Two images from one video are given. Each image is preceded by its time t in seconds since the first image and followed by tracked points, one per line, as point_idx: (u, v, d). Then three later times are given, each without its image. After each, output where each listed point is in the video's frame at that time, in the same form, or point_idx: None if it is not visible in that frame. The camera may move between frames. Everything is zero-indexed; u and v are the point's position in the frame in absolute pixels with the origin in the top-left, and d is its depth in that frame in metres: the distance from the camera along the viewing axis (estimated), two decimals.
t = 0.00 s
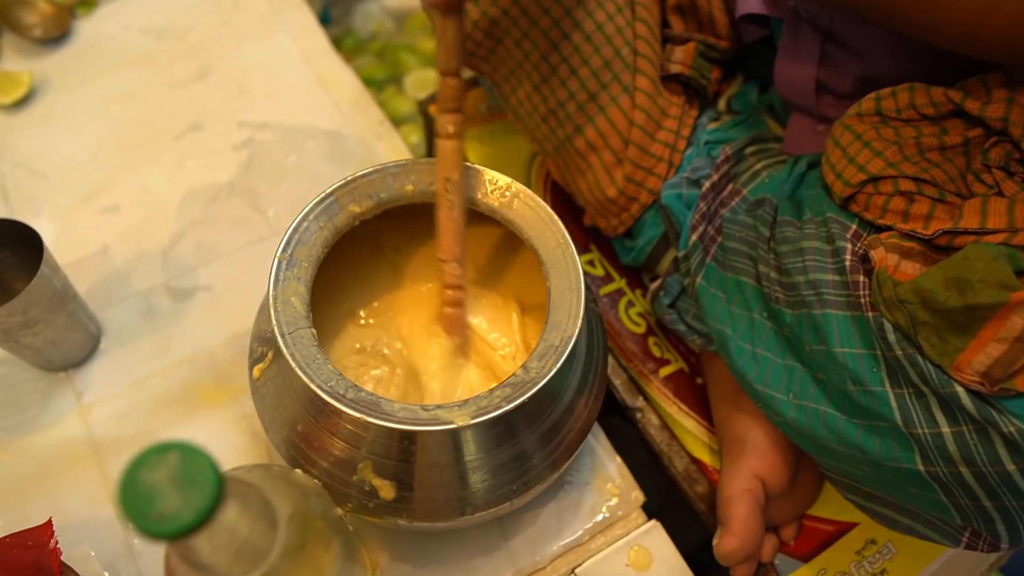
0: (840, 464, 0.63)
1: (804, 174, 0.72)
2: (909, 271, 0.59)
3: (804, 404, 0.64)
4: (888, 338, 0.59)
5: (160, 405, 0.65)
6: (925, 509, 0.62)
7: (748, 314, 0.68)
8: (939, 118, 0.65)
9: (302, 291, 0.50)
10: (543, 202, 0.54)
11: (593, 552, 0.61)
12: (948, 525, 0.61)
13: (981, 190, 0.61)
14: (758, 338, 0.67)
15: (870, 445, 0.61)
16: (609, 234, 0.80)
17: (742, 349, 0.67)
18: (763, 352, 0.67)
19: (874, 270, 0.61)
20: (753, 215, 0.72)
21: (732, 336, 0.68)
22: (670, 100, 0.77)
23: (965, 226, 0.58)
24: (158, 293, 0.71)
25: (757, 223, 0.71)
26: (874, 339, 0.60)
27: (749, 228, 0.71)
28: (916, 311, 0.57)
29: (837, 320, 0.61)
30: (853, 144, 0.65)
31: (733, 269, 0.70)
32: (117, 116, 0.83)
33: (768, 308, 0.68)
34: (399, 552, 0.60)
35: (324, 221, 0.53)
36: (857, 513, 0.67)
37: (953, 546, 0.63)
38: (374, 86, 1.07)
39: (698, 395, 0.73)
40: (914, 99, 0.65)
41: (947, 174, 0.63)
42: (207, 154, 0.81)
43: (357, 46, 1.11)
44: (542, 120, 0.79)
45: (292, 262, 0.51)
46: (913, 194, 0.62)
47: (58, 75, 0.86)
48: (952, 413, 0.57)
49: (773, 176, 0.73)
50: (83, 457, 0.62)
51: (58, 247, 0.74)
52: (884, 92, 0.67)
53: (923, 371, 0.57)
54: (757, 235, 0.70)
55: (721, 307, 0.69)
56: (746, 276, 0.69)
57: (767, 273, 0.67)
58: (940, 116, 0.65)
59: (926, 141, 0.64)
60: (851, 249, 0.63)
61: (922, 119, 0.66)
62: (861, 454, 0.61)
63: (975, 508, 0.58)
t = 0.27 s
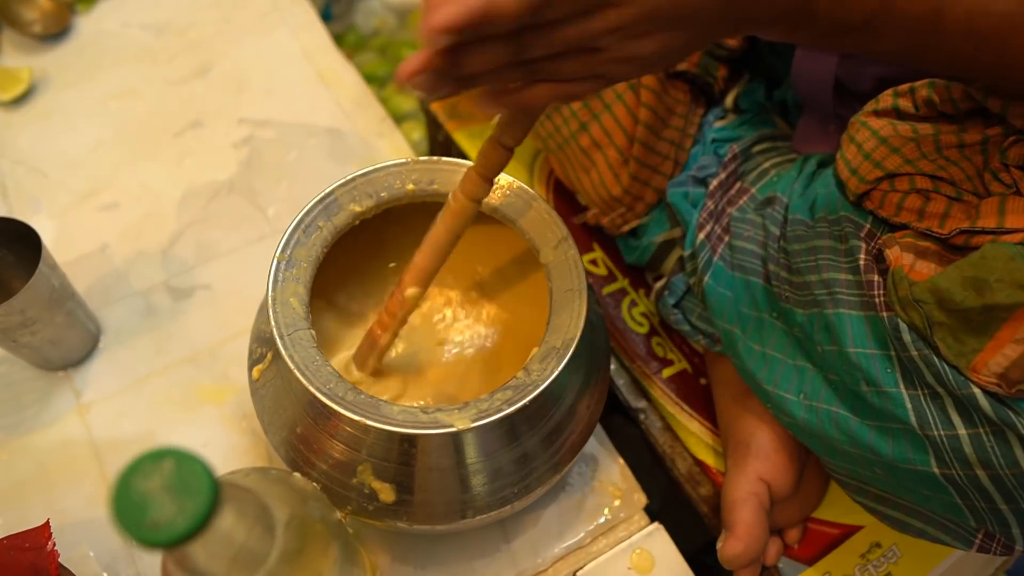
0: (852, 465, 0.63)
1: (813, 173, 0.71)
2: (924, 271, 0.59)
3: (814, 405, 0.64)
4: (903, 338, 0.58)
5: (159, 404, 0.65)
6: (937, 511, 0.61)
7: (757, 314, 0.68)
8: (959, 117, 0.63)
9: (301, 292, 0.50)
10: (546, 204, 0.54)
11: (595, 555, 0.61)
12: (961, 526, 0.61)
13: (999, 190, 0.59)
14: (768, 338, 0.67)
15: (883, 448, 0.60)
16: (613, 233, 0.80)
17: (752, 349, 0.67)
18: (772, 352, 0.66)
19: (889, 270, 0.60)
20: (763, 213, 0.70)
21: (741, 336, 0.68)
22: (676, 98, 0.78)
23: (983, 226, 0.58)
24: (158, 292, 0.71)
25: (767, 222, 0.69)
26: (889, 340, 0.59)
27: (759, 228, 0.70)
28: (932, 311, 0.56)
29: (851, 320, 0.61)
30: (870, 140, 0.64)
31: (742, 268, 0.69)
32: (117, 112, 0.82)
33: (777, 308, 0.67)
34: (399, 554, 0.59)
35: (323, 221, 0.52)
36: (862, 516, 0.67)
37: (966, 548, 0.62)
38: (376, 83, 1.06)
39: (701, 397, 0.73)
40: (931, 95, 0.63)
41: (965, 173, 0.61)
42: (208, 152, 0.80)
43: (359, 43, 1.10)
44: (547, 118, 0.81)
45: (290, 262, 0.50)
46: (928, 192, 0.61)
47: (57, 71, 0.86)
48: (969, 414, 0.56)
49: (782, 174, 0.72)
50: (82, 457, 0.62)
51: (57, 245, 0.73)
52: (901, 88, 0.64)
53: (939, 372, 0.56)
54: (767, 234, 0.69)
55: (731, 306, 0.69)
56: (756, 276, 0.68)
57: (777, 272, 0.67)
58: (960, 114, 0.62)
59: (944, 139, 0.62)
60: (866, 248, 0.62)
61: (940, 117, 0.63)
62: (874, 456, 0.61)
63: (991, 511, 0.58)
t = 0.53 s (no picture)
0: (861, 467, 0.62)
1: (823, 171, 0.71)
2: (938, 271, 0.58)
3: (824, 405, 0.63)
4: (917, 338, 0.57)
5: (158, 403, 0.64)
6: (947, 513, 0.60)
7: (765, 314, 0.67)
8: (975, 114, 0.64)
9: (299, 291, 0.49)
10: (548, 202, 0.53)
11: (598, 556, 0.60)
12: (972, 529, 0.60)
13: (1016, 189, 0.60)
14: (776, 338, 0.66)
15: (895, 450, 0.59)
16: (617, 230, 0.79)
17: (760, 349, 0.66)
18: (781, 352, 0.66)
19: (903, 270, 0.60)
20: (771, 212, 0.70)
21: (749, 336, 0.66)
22: (682, 95, 0.77)
23: (998, 224, 0.58)
24: (157, 290, 0.70)
25: (776, 221, 0.68)
26: (902, 340, 0.59)
27: (768, 227, 0.69)
28: (947, 312, 0.56)
29: (862, 321, 0.60)
30: (886, 136, 0.64)
31: (750, 267, 0.68)
32: (116, 108, 0.82)
33: (786, 308, 0.67)
34: (399, 555, 0.59)
35: (323, 220, 0.52)
36: (868, 518, 0.66)
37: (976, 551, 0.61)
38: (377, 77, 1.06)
39: (705, 397, 0.72)
40: (949, 92, 0.64)
41: (982, 171, 0.62)
42: (208, 148, 0.79)
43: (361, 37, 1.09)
44: (550, 112, 0.80)
45: (290, 261, 0.50)
46: (944, 190, 0.61)
47: (56, 67, 0.85)
48: (983, 416, 0.55)
49: (790, 172, 0.71)
50: (81, 456, 0.62)
51: (56, 242, 0.73)
52: (919, 84, 0.65)
53: (953, 373, 0.56)
54: (776, 232, 0.68)
55: (738, 304, 0.67)
56: (763, 275, 0.68)
57: (786, 271, 0.66)
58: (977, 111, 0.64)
59: (960, 136, 0.63)
60: (878, 247, 0.62)
61: (957, 114, 0.64)
62: (885, 458, 0.60)
63: (1004, 514, 0.56)
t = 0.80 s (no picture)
0: (875, 461, 0.61)
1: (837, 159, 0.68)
2: (956, 261, 0.57)
3: (837, 398, 0.62)
4: (934, 330, 0.56)
5: (158, 391, 0.63)
6: (962, 508, 0.59)
7: (776, 303, 0.66)
8: (993, 100, 0.62)
9: (298, 278, 0.48)
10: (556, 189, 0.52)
11: (602, 549, 0.59)
12: (988, 523, 0.59)
13: None
14: (788, 329, 0.65)
15: (911, 443, 0.58)
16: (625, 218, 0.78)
17: (770, 339, 0.65)
18: (792, 343, 0.65)
19: (919, 259, 0.58)
20: (783, 199, 0.68)
21: (759, 326, 0.66)
22: (692, 79, 0.75)
23: (1018, 213, 0.57)
24: (157, 276, 0.69)
25: (788, 209, 0.67)
26: (917, 331, 0.57)
27: (780, 215, 0.67)
28: (965, 304, 0.54)
29: (878, 312, 0.59)
30: (900, 123, 0.62)
31: (760, 255, 0.67)
32: (115, 91, 0.80)
33: (797, 298, 0.65)
34: (400, 547, 0.58)
35: (323, 206, 0.51)
36: (877, 512, 0.65)
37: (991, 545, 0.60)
38: (382, 62, 1.04)
39: (713, 388, 0.71)
40: (967, 77, 0.62)
41: (1001, 158, 0.60)
42: (208, 132, 0.78)
43: (365, 20, 1.07)
44: (557, 97, 0.78)
45: (289, 248, 0.49)
46: (962, 179, 0.60)
47: (55, 49, 0.84)
48: (1003, 410, 0.54)
49: (803, 159, 0.69)
50: (79, 444, 0.61)
51: (54, 228, 0.72)
52: (935, 70, 0.64)
53: (971, 366, 0.54)
54: (788, 220, 0.66)
55: (749, 295, 0.67)
56: (774, 263, 0.66)
57: (799, 261, 0.65)
58: (995, 97, 0.62)
59: (978, 123, 0.61)
60: (894, 236, 0.61)
61: (975, 99, 0.62)
62: (900, 452, 0.59)
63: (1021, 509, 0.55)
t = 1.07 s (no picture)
0: (870, 464, 0.61)
1: (838, 155, 0.69)
2: (952, 265, 0.57)
3: (833, 400, 0.62)
4: (927, 336, 0.56)
5: (159, 384, 0.63)
6: (957, 512, 0.59)
7: (775, 303, 0.65)
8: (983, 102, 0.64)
9: (302, 272, 0.47)
10: (560, 183, 0.51)
11: (605, 545, 0.59)
12: (983, 527, 0.58)
13: None
14: (786, 329, 0.64)
15: (904, 447, 0.58)
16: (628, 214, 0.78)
17: (769, 339, 0.64)
18: (790, 344, 0.64)
19: (915, 263, 0.58)
20: (783, 197, 0.68)
21: (758, 326, 0.65)
22: (693, 73, 0.75)
23: (1013, 217, 0.57)
24: (157, 268, 0.69)
25: (788, 207, 0.67)
26: (912, 336, 0.58)
27: (780, 213, 0.67)
28: (961, 310, 0.54)
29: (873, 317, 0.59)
30: (893, 127, 0.63)
31: (760, 254, 0.67)
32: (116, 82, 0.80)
33: (797, 297, 0.65)
34: (401, 542, 0.57)
35: (326, 199, 0.50)
36: (881, 510, 0.65)
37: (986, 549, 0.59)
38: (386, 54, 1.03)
39: (716, 384, 0.71)
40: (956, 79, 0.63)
41: (992, 161, 0.62)
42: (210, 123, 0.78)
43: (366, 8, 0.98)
44: (557, 94, 0.77)
45: (291, 241, 0.48)
46: (957, 183, 0.60)
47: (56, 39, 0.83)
48: (995, 417, 0.55)
49: (804, 156, 0.70)
50: (79, 437, 0.61)
51: (55, 219, 0.71)
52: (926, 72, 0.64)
53: (965, 372, 0.55)
54: (788, 219, 0.66)
55: (747, 294, 0.66)
56: (773, 262, 0.66)
57: (798, 260, 0.64)
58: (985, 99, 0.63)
59: (969, 126, 0.62)
60: (890, 238, 0.60)
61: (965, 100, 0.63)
62: (893, 455, 0.59)
63: (1014, 515, 0.55)
